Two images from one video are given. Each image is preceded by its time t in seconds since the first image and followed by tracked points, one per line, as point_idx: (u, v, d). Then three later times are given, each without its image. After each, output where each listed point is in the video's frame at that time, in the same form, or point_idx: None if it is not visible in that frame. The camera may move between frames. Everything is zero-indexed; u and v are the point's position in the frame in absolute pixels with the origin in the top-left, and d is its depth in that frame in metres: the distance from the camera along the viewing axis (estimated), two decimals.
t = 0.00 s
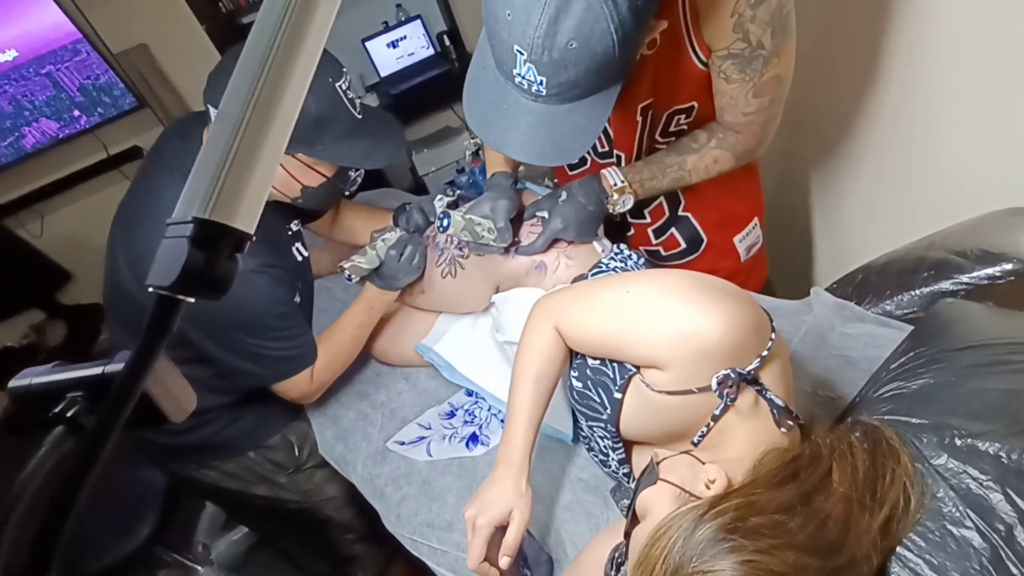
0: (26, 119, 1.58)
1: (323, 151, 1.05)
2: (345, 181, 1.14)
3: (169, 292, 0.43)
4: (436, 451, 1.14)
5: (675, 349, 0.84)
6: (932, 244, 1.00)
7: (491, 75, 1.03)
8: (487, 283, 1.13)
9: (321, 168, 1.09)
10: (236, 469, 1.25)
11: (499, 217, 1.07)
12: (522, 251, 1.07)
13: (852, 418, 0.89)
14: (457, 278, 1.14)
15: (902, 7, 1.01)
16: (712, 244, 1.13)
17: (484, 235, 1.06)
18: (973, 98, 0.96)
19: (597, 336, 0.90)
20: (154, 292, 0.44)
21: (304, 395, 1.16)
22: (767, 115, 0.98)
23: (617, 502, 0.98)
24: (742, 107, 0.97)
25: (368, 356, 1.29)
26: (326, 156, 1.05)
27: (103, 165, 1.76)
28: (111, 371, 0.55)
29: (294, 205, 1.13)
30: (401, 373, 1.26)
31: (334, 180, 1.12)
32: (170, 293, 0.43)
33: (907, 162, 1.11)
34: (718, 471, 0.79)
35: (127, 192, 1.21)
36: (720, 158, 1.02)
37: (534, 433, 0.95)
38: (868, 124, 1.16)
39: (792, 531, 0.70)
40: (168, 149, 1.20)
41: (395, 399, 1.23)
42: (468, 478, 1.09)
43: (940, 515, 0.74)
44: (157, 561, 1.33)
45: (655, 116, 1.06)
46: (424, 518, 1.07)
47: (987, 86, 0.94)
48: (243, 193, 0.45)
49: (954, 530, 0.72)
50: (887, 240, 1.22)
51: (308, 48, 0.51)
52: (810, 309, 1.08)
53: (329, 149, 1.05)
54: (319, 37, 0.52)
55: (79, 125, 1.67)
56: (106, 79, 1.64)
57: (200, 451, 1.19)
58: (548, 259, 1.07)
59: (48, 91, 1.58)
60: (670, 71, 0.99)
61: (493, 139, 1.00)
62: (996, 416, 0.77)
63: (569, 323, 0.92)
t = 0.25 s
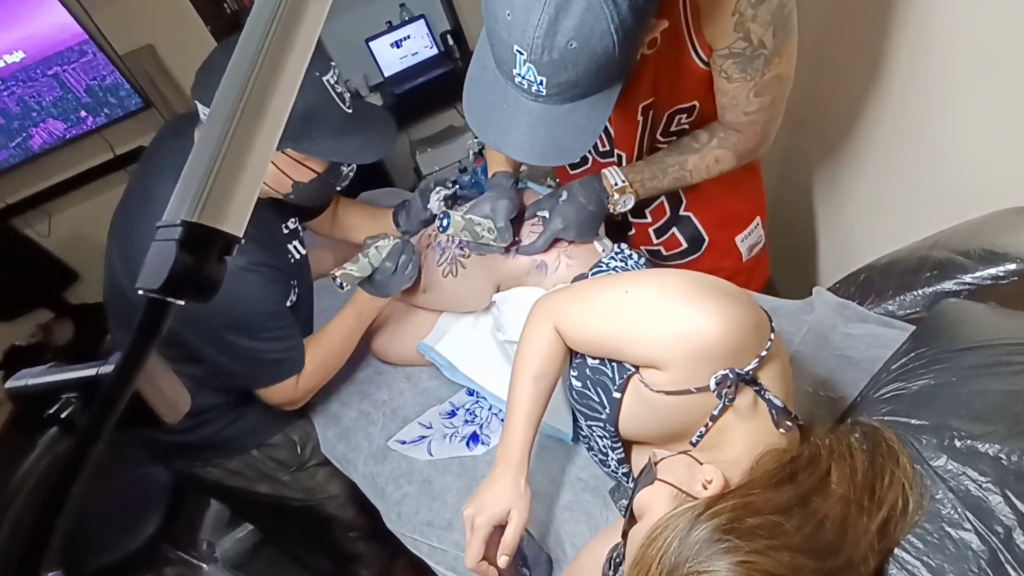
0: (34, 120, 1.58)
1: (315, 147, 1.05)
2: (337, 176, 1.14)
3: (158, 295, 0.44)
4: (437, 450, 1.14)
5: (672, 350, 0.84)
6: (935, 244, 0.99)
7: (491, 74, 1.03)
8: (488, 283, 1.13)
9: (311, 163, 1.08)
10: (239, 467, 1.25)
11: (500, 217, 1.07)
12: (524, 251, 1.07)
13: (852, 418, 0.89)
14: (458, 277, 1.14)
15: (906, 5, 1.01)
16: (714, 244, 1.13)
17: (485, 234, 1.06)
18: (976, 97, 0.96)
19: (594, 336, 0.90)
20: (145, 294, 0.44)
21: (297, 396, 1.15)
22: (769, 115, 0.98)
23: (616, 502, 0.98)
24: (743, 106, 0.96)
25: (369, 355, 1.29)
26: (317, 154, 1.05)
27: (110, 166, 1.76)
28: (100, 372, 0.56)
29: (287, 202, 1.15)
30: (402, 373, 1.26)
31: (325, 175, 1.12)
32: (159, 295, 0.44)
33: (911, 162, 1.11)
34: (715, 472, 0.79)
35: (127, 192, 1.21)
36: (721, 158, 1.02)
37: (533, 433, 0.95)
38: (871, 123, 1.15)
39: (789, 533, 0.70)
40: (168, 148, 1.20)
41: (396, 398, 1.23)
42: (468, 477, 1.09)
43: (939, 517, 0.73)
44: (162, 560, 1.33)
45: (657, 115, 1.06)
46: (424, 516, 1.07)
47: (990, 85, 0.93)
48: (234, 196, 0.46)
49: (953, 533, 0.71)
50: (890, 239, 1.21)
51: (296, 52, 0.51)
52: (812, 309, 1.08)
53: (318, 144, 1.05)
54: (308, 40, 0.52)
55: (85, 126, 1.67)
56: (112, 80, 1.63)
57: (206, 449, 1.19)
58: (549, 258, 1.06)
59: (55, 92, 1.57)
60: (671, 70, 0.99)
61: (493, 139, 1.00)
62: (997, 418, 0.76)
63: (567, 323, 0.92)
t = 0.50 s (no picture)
0: (43, 121, 1.47)
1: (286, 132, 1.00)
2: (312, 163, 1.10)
3: (151, 297, 0.44)
4: (439, 449, 1.14)
5: (670, 351, 0.83)
6: (941, 244, 0.98)
7: (492, 73, 1.02)
8: (489, 282, 1.12)
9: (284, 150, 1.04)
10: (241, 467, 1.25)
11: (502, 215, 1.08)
12: (526, 251, 1.07)
13: (855, 420, 0.89)
14: (461, 277, 1.15)
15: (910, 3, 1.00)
16: (717, 244, 1.12)
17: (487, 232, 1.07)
18: (983, 96, 0.95)
19: (593, 338, 0.89)
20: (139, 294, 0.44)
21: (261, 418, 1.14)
22: (774, 113, 0.97)
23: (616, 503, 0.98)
24: (747, 105, 0.95)
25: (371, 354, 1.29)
26: (281, 144, 0.97)
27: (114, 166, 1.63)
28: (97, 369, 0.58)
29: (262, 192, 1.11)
30: (405, 372, 1.25)
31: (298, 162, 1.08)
32: (151, 297, 0.44)
33: (916, 161, 1.10)
34: (715, 473, 0.79)
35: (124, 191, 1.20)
36: (725, 158, 1.01)
37: (533, 433, 0.95)
38: (876, 122, 1.14)
39: (789, 536, 0.69)
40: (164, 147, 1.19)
41: (399, 397, 1.22)
42: (470, 477, 1.09)
43: (942, 521, 0.71)
44: (169, 557, 1.33)
45: (660, 115, 1.05)
46: (426, 516, 1.07)
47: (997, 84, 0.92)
48: (224, 199, 0.46)
49: (956, 537, 0.70)
50: (895, 239, 1.20)
51: (287, 58, 0.53)
52: (816, 309, 1.07)
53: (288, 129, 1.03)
54: (299, 48, 0.54)
55: (95, 127, 1.56)
56: (121, 81, 1.54)
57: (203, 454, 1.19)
58: (550, 258, 1.06)
59: (65, 92, 1.49)
60: (674, 69, 0.98)
61: (494, 139, 1.00)
62: (999, 417, 0.75)
63: (567, 323, 0.92)
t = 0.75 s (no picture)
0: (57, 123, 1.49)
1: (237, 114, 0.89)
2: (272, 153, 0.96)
3: (149, 297, 0.44)
4: (443, 449, 1.14)
5: (672, 352, 0.83)
6: (948, 243, 0.97)
7: (496, 74, 1.02)
8: (493, 282, 1.12)
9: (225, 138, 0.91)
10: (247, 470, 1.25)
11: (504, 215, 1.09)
12: (529, 250, 1.08)
13: (858, 421, 0.88)
14: (463, 277, 1.15)
15: None
16: (722, 244, 1.11)
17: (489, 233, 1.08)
18: (993, 94, 0.93)
19: (595, 339, 0.89)
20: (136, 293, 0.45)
21: (230, 429, 1.14)
22: (779, 112, 0.95)
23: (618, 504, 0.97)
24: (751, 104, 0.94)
25: (377, 354, 1.29)
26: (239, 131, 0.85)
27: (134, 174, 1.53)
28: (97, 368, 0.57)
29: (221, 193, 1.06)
30: (410, 372, 1.26)
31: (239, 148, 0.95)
32: (148, 298, 0.44)
33: (925, 159, 1.08)
34: (715, 474, 0.78)
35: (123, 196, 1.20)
36: (729, 158, 1.00)
37: (535, 434, 0.94)
38: (884, 120, 1.13)
39: (788, 537, 0.68)
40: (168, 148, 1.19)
41: (403, 397, 1.23)
42: (473, 476, 1.09)
43: (944, 523, 0.71)
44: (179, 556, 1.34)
45: (665, 113, 1.04)
46: (429, 515, 1.07)
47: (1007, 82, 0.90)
48: (220, 201, 0.46)
49: (958, 540, 0.69)
50: (903, 238, 1.19)
51: (281, 62, 0.53)
52: (821, 309, 1.07)
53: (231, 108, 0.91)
54: (292, 51, 0.53)
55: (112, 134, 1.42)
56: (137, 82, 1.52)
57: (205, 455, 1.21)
58: (553, 257, 1.07)
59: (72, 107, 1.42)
60: (680, 69, 0.97)
61: (498, 139, 0.99)
62: (1005, 420, 0.74)
63: (568, 324, 0.92)
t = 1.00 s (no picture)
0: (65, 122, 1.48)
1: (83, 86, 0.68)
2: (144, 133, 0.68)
3: (138, 300, 0.44)
4: (443, 450, 1.14)
5: (672, 354, 0.82)
6: (952, 243, 0.96)
7: (495, 72, 1.02)
8: (492, 283, 1.12)
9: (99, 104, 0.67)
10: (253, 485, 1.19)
11: (504, 216, 1.08)
12: (527, 251, 1.08)
13: (858, 423, 0.87)
14: (463, 278, 1.16)
15: None
16: (723, 244, 1.11)
17: (488, 234, 1.07)
18: (998, 91, 0.92)
19: (595, 342, 0.88)
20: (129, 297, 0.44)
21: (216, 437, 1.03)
22: (779, 111, 0.94)
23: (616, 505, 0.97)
24: (751, 103, 0.93)
25: (379, 355, 1.30)
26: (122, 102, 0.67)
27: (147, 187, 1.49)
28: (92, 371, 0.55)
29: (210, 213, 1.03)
30: (411, 372, 1.26)
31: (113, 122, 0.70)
32: (138, 300, 0.44)
33: (931, 156, 1.07)
34: (710, 477, 0.78)
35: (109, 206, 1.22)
36: (729, 158, 0.99)
37: (532, 435, 0.94)
38: (889, 117, 1.11)
39: (785, 541, 0.67)
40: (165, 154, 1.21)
41: (404, 398, 1.23)
42: (473, 477, 1.09)
43: (943, 528, 0.70)
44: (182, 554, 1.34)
45: (665, 113, 1.03)
46: (428, 516, 1.07)
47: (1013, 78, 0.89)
48: (209, 204, 0.46)
49: (957, 544, 0.68)
50: (909, 237, 1.17)
51: (270, 65, 0.52)
52: (823, 310, 1.08)
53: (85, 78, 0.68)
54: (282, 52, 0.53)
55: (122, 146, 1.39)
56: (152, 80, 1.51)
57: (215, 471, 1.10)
58: (552, 258, 1.07)
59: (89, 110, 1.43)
60: (679, 67, 0.96)
61: (497, 138, 0.99)
62: (1007, 424, 0.73)
63: (567, 325, 0.91)
